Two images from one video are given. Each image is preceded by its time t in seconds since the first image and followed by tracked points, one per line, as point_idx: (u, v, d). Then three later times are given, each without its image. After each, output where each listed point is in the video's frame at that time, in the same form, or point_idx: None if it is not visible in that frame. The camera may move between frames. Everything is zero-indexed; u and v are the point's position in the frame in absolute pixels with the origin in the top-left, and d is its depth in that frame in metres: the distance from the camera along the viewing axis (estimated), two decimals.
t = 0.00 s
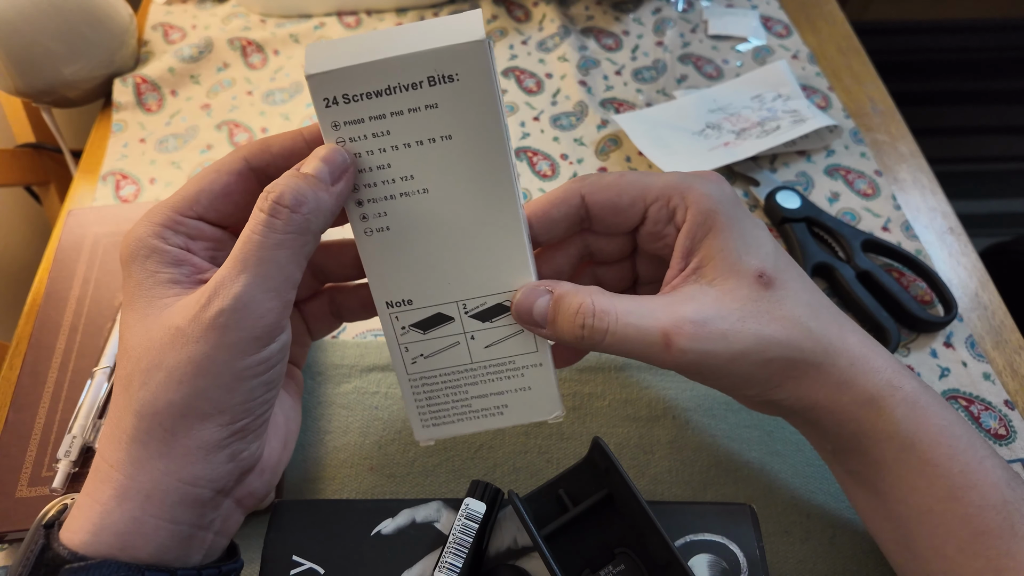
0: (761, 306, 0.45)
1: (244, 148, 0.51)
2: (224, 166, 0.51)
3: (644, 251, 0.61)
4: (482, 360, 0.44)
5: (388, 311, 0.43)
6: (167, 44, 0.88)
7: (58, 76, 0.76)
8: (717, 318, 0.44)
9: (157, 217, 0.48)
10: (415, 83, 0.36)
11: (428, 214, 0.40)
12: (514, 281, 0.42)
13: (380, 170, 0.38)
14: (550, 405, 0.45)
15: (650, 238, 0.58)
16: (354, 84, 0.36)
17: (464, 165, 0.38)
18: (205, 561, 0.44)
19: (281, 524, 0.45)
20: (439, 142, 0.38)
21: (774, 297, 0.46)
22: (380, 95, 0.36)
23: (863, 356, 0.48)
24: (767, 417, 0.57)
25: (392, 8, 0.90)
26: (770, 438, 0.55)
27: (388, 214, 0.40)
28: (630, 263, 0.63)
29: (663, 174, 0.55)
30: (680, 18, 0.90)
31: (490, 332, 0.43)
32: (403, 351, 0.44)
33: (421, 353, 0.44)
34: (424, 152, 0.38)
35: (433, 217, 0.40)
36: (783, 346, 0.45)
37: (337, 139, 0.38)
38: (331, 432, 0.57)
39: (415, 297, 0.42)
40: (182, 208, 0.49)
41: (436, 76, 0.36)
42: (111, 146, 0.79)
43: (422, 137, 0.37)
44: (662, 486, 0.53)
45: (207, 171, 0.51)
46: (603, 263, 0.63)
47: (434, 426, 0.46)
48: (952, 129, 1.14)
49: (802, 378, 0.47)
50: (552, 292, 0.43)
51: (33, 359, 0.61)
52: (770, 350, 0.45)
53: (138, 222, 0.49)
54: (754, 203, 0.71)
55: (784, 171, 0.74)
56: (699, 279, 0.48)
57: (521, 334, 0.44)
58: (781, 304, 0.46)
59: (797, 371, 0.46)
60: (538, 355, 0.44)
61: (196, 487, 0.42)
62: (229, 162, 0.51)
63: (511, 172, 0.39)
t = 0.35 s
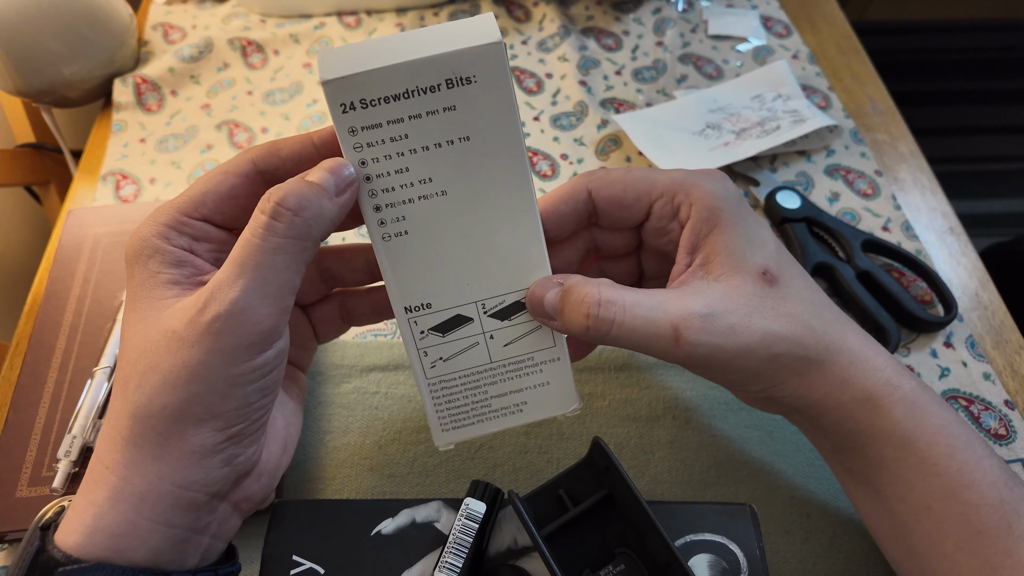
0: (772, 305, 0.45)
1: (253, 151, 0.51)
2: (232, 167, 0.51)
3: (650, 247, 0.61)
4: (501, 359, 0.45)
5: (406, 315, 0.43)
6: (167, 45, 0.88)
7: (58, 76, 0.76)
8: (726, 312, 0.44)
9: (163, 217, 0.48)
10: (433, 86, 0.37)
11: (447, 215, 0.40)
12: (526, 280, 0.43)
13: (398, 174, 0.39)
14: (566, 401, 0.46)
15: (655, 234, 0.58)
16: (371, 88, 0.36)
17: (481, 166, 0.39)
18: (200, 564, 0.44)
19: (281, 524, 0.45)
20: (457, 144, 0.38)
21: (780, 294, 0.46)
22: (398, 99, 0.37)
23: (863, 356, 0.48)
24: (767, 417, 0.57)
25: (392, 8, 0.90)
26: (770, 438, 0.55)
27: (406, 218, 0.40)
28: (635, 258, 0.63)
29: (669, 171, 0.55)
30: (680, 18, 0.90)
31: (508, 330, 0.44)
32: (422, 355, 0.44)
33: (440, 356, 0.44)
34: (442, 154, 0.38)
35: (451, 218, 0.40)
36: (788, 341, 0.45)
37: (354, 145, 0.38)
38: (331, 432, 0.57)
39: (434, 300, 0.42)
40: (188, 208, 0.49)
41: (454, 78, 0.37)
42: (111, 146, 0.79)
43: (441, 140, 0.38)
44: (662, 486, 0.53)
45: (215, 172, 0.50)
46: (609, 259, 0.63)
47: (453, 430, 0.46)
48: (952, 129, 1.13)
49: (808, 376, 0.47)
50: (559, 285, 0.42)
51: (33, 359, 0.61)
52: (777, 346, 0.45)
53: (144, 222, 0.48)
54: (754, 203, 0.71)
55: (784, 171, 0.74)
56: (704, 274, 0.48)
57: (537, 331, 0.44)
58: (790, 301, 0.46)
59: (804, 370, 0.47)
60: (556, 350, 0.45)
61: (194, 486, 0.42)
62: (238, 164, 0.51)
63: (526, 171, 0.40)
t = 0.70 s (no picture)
0: (773, 298, 0.46)
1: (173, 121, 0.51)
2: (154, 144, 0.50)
3: (647, 244, 0.61)
4: (500, 345, 0.45)
5: (405, 297, 0.42)
6: (167, 44, 0.88)
7: (58, 76, 0.76)
8: (734, 304, 0.44)
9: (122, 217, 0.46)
10: (439, 62, 0.37)
11: (448, 196, 0.40)
12: (527, 259, 0.43)
13: (400, 151, 0.39)
14: (565, 389, 0.46)
15: (654, 231, 0.58)
16: (377, 63, 0.36)
17: (484, 146, 0.39)
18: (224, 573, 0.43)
19: (281, 524, 0.45)
20: (461, 121, 0.38)
21: (783, 292, 0.46)
22: (403, 75, 0.37)
23: (864, 355, 0.48)
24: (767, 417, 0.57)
25: (391, 8, 0.90)
26: (770, 438, 0.55)
27: (407, 197, 0.40)
28: (633, 253, 0.63)
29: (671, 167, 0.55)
30: (680, 18, 0.90)
31: (508, 315, 0.44)
32: (420, 338, 0.44)
33: (437, 341, 0.44)
34: (445, 132, 0.38)
35: (452, 198, 0.40)
36: (793, 338, 0.45)
37: (357, 120, 0.37)
38: (331, 432, 0.57)
39: (434, 283, 0.42)
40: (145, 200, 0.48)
41: (460, 56, 0.37)
42: (111, 146, 0.78)
43: (444, 117, 0.38)
44: (662, 486, 0.53)
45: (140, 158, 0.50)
46: (606, 252, 0.64)
47: (449, 418, 0.46)
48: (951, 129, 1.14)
49: (807, 374, 0.47)
50: (567, 262, 0.44)
51: (33, 358, 0.61)
52: (782, 342, 0.45)
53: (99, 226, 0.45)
54: (754, 202, 0.71)
55: (784, 171, 0.74)
56: (707, 273, 0.48)
57: (538, 317, 0.44)
58: (793, 298, 0.46)
59: (805, 368, 0.46)
60: (556, 337, 0.45)
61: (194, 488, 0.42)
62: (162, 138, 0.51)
63: (530, 152, 0.40)
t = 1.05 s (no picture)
0: (770, 299, 0.46)
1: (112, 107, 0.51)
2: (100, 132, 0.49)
3: (643, 244, 0.61)
4: (496, 344, 0.44)
5: (402, 293, 0.43)
6: (167, 45, 0.88)
7: (58, 76, 0.76)
8: (729, 305, 0.44)
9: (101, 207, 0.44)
10: (434, 66, 0.37)
11: (444, 195, 0.40)
12: (524, 258, 0.43)
13: (399, 152, 0.39)
14: (561, 391, 0.46)
15: (649, 231, 0.57)
16: (375, 68, 0.37)
17: (478, 147, 0.39)
18: None
19: (280, 525, 0.45)
20: (456, 123, 0.39)
21: (779, 293, 0.46)
22: (399, 79, 0.37)
23: (860, 355, 0.48)
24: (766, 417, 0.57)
25: (391, 8, 0.90)
26: (770, 438, 0.56)
27: (405, 196, 0.40)
28: (629, 253, 0.63)
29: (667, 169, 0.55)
30: (680, 18, 0.90)
31: (504, 314, 0.44)
32: (417, 335, 0.44)
33: (434, 338, 0.44)
34: (441, 133, 0.39)
35: (449, 197, 0.40)
36: (788, 339, 0.45)
37: (357, 121, 0.38)
38: (331, 432, 0.57)
39: (431, 280, 0.42)
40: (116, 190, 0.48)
41: (454, 59, 0.37)
42: (111, 146, 0.79)
43: (440, 119, 0.38)
44: (662, 486, 0.53)
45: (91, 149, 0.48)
46: (602, 251, 0.64)
47: (446, 415, 0.45)
48: (951, 129, 1.14)
49: (805, 376, 0.47)
50: (564, 262, 0.43)
51: (33, 358, 0.61)
52: (777, 343, 0.45)
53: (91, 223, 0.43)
54: (754, 203, 0.71)
55: (784, 171, 0.74)
56: (704, 274, 0.48)
57: (533, 317, 0.44)
58: (789, 300, 0.46)
59: (803, 369, 0.46)
60: (551, 338, 0.45)
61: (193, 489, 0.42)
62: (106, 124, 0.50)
63: (525, 155, 0.40)
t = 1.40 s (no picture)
0: (773, 302, 0.46)
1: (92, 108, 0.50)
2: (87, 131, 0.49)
3: (640, 247, 0.61)
4: (494, 346, 0.45)
5: (400, 294, 0.42)
6: (167, 44, 0.88)
7: (58, 76, 0.76)
8: (732, 306, 0.44)
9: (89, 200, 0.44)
10: (443, 62, 0.37)
11: (448, 194, 0.40)
12: (525, 261, 0.43)
13: (403, 149, 0.39)
14: (558, 395, 0.46)
15: (646, 233, 0.58)
16: (382, 61, 0.37)
17: (484, 147, 0.39)
18: None
19: (280, 525, 0.45)
20: (463, 121, 0.38)
21: (781, 295, 0.46)
22: (407, 74, 0.37)
23: (862, 357, 0.48)
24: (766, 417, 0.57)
25: (391, 8, 0.90)
26: (770, 438, 0.55)
27: (407, 194, 0.40)
28: (626, 255, 0.63)
29: (665, 172, 0.55)
30: (680, 18, 0.90)
31: (503, 317, 0.44)
32: (414, 336, 0.44)
33: (432, 338, 0.44)
34: (446, 131, 0.38)
35: (452, 197, 0.40)
36: (791, 341, 0.45)
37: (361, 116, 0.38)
38: (331, 432, 0.57)
39: (430, 281, 0.42)
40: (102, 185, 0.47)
41: (464, 56, 0.37)
42: (111, 146, 0.79)
43: (447, 117, 0.38)
44: (661, 486, 0.53)
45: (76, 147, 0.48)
46: (599, 252, 0.64)
47: (441, 416, 0.46)
48: (950, 129, 1.14)
49: (807, 377, 0.47)
50: (567, 265, 0.43)
51: (33, 358, 0.61)
52: (780, 344, 0.45)
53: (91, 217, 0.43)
54: (753, 203, 0.71)
55: (784, 171, 0.74)
56: (707, 277, 0.48)
57: (532, 321, 0.44)
58: (791, 302, 0.46)
59: (804, 370, 0.46)
60: (550, 341, 0.45)
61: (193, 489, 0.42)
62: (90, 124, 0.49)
63: (531, 156, 0.40)
